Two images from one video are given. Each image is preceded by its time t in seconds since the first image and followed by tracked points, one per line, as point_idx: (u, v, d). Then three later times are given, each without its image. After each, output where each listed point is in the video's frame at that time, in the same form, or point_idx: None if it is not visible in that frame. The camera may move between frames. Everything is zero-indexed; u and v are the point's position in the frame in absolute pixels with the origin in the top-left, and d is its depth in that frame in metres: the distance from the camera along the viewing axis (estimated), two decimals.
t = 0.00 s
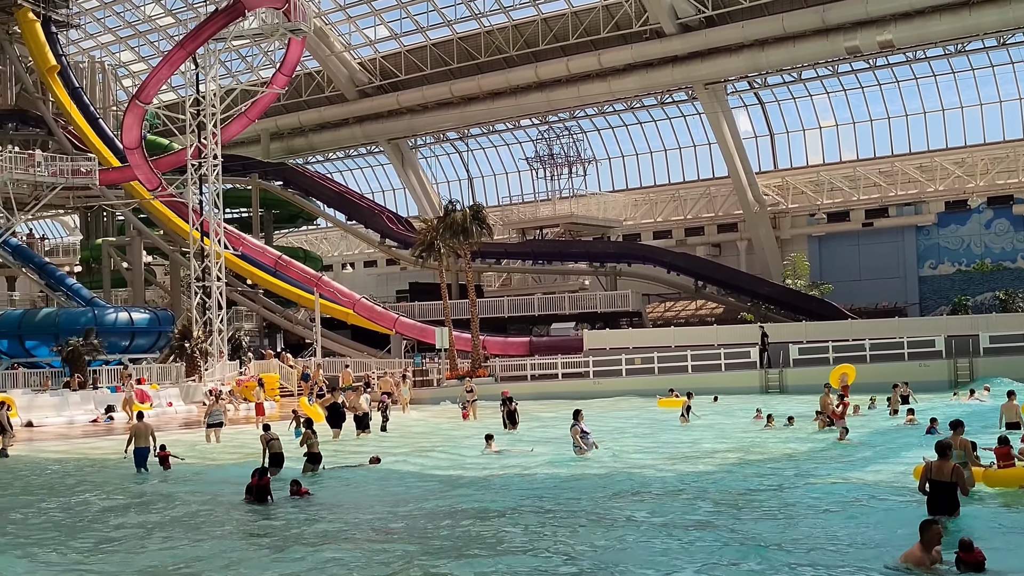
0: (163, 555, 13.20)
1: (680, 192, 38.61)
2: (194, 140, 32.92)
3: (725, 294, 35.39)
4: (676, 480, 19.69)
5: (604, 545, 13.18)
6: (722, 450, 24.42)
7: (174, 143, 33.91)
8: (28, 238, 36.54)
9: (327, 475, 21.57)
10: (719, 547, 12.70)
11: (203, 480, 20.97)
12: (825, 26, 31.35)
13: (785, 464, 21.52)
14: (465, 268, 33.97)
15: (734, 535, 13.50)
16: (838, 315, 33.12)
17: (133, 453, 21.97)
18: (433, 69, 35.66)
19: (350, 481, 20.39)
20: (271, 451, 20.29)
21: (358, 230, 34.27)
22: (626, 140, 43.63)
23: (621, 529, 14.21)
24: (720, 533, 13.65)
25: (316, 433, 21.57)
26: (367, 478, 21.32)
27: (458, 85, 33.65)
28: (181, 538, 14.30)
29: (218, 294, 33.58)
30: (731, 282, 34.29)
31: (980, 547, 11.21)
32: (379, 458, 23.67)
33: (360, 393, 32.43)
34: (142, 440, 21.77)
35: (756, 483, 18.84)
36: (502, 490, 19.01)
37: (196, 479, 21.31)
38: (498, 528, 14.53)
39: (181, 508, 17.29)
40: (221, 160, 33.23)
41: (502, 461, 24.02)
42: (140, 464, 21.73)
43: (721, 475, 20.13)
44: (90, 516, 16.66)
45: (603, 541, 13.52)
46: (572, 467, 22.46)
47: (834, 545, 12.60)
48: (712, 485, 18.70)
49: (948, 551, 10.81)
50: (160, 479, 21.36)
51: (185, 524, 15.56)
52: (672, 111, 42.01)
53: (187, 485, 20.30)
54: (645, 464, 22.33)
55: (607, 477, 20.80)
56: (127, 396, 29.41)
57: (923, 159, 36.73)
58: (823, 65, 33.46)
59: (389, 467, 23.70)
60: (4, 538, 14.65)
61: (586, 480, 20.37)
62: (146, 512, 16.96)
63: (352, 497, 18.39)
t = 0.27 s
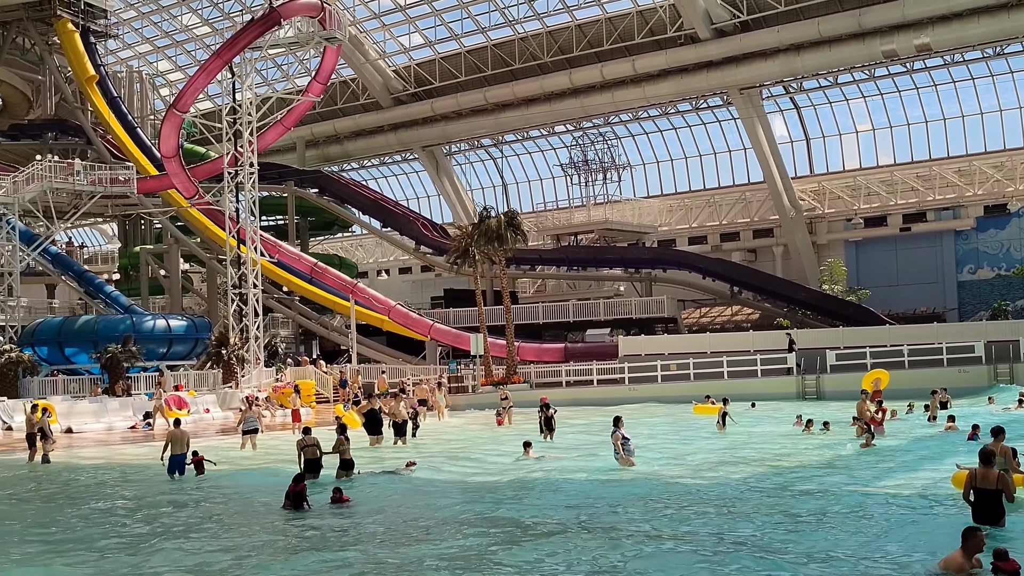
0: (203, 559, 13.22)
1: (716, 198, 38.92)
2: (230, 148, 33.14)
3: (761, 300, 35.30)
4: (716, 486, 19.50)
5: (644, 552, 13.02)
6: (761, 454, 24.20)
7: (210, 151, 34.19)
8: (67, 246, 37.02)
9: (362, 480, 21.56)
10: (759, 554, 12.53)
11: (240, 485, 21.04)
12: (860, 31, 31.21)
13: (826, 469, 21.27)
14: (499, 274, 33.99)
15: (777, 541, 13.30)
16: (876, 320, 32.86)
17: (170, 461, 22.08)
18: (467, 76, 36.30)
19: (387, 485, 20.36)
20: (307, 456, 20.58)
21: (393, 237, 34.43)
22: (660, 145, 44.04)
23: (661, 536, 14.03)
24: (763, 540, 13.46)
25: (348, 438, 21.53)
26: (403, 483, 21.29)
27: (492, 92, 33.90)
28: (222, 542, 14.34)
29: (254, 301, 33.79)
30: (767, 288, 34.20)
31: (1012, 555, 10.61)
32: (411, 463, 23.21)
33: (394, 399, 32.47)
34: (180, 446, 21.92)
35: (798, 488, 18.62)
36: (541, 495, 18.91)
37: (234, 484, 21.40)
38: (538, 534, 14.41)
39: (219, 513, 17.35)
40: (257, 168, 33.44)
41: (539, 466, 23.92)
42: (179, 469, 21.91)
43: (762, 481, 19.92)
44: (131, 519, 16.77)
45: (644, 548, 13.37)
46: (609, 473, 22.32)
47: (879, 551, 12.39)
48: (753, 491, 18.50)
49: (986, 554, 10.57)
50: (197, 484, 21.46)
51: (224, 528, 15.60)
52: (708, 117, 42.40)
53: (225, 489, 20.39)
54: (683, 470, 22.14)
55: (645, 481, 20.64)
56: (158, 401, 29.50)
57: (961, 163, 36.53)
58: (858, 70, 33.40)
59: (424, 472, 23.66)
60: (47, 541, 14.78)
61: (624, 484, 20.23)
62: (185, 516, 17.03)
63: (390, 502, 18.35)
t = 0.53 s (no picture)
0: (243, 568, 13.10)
1: (749, 203, 39.21)
2: (265, 156, 33.29)
3: (797, 306, 35.16)
4: (759, 492, 19.21)
5: (691, 562, 12.74)
6: (802, 461, 23.89)
7: (245, 159, 34.41)
8: (104, 254, 37.43)
9: (399, 486, 21.43)
10: (805, 564, 12.32)
11: (277, 491, 20.99)
12: (897, 34, 30.96)
13: (871, 475, 20.92)
14: (533, 280, 34.01)
15: (827, 552, 12.98)
16: (913, 326, 32.56)
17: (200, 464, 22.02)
18: (499, 82, 37.21)
19: (424, 491, 20.30)
20: (341, 463, 19.81)
21: (426, 243, 34.51)
22: (694, 150, 44.47)
23: (708, 546, 13.74)
24: (813, 552, 13.14)
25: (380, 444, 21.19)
26: (441, 489, 21.14)
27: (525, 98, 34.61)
28: (262, 550, 14.23)
29: (289, 308, 33.96)
30: (802, 294, 34.10)
31: None
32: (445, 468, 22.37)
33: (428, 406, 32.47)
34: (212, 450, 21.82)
35: (844, 496, 18.28)
36: (583, 502, 18.70)
37: (270, 489, 21.35)
38: (582, 543, 14.17)
39: (258, 519, 17.26)
40: (291, 175, 33.61)
41: (577, 472, 23.71)
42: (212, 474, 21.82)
43: (806, 488, 19.61)
44: (169, 526, 16.73)
45: (691, 558, 13.08)
46: (647, 479, 22.16)
47: (927, 561, 12.15)
48: (798, 499, 18.19)
49: None
50: (234, 490, 21.44)
51: (264, 535, 15.51)
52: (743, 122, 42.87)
53: (262, 495, 20.34)
54: (723, 476, 21.85)
55: (686, 488, 20.38)
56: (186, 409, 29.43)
57: (999, 167, 36.29)
58: (894, 74, 33.24)
59: (460, 478, 23.49)
60: (88, 548, 14.76)
61: (665, 491, 19.99)
62: (224, 522, 16.96)
63: (429, 508, 18.18)
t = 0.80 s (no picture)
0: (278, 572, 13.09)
1: (783, 209, 39.28)
2: (298, 163, 33.40)
3: (831, 311, 34.98)
4: (799, 498, 19.02)
5: (732, 569, 12.57)
6: (840, 466, 23.66)
7: (279, 167, 34.63)
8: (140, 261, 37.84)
9: (435, 492, 21.38)
10: (847, 570, 12.23)
11: (312, 496, 21.02)
12: (932, 37, 30.71)
13: (912, 480, 20.67)
14: (566, 287, 33.94)
15: (870, 558, 12.79)
16: (951, 331, 32.22)
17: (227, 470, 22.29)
18: (532, 89, 37.43)
19: (462, 496, 20.31)
20: (370, 471, 18.36)
21: (459, 250, 34.46)
22: (727, 156, 44.55)
23: (747, 551, 13.57)
24: (856, 556, 13.05)
25: (410, 450, 20.48)
26: (476, 495, 21.07)
27: (557, 104, 34.93)
28: (299, 554, 14.24)
29: (323, 315, 34.02)
30: (837, 300, 33.89)
31: None
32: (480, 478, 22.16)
33: (460, 412, 32.35)
34: (240, 456, 22.08)
35: (886, 501, 18.05)
36: (621, 508, 18.59)
37: (305, 494, 21.38)
38: (620, 549, 14.05)
39: (294, 524, 17.29)
40: (324, 183, 33.72)
41: (613, 478, 23.59)
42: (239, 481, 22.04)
43: (847, 493, 19.39)
44: (206, 530, 16.79)
45: (730, 564, 12.92)
46: (685, 484, 22.06)
47: (971, 567, 12.04)
48: (839, 504, 17.99)
49: None
50: (268, 495, 21.48)
51: (301, 540, 15.53)
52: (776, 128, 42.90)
53: (298, 500, 20.38)
54: (761, 482, 21.66)
55: (724, 493, 20.21)
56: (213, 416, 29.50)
57: None
58: (929, 77, 33.00)
59: (494, 484, 23.40)
60: (128, 551, 14.90)
61: (703, 496, 19.84)
62: (260, 527, 17.00)
63: (468, 512, 18.20)
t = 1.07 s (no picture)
0: None
1: (817, 214, 39.40)
2: (332, 170, 33.58)
3: (866, 317, 34.81)
4: (839, 503, 18.87)
5: None
6: (878, 471, 23.47)
7: (312, 174, 34.84)
8: (175, 268, 38.21)
9: (473, 497, 21.40)
10: None
11: (346, 501, 21.09)
12: (967, 41, 30.46)
13: (952, 485, 20.45)
14: (598, 293, 33.90)
15: (911, 566, 12.64)
16: (988, 337, 31.98)
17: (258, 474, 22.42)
18: (564, 94, 37.81)
19: (501, 503, 20.31)
20: (398, 477, 18.08)
21: (492, 256, 34.57)
22: (760, 161, 44.65)
23: (787, 558, 13.43)
24: (905, 562, 12.90)
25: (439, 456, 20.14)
26: (515, 500, 21.08)
27: (590, 110, 35.20)
28: (338, 558, 14.34)
29: (356, 321, 34.19)
30: (873, 305, 33.77)
31: None
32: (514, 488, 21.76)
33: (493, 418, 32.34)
34: (267, 462, 22.19)
35: (928, 507, 17.85)
36: (658, 513, 18.52)
37: (339, 499, 21.46)
38: (659, 554, 14.00)
39: (330, 528, 17.37)
40: (358, 190, 33.88)
41: (648, 482, 23.50)
42: (262, 487, 22.23)
43: (888, 498, 19.21)
44: (245, 533, 16.93)
45: (769, 572, 12.79)
46: (725, 488, 21.98)
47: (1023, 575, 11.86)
48: (880, 509, 17.81)
49: None
50: (302, 500, 21.58)
51: (337, 544, 15.61)
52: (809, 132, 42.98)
53: (333, 504, 20.48)
54: (798, 487, 21.51)
55: (761, 498, 20.09)
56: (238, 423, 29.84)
57: None
58: (965, 80, 32.73)
59: (529, 490, 23.36)
60: (172, 554, 15.04)
61: (741, 501, 19.73)
62: (296, 531, 17.10)
63: (509, 518, 18.22)
